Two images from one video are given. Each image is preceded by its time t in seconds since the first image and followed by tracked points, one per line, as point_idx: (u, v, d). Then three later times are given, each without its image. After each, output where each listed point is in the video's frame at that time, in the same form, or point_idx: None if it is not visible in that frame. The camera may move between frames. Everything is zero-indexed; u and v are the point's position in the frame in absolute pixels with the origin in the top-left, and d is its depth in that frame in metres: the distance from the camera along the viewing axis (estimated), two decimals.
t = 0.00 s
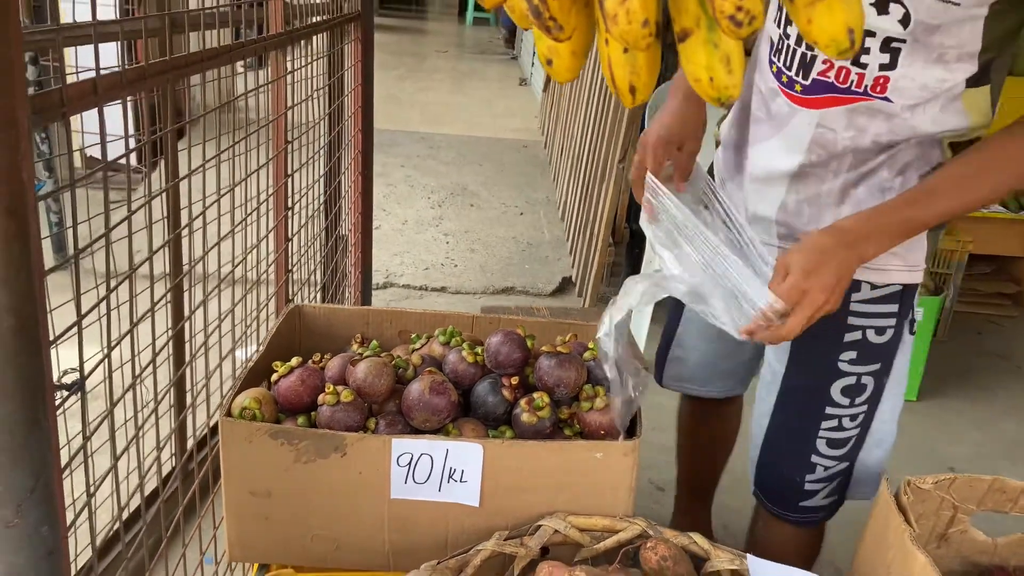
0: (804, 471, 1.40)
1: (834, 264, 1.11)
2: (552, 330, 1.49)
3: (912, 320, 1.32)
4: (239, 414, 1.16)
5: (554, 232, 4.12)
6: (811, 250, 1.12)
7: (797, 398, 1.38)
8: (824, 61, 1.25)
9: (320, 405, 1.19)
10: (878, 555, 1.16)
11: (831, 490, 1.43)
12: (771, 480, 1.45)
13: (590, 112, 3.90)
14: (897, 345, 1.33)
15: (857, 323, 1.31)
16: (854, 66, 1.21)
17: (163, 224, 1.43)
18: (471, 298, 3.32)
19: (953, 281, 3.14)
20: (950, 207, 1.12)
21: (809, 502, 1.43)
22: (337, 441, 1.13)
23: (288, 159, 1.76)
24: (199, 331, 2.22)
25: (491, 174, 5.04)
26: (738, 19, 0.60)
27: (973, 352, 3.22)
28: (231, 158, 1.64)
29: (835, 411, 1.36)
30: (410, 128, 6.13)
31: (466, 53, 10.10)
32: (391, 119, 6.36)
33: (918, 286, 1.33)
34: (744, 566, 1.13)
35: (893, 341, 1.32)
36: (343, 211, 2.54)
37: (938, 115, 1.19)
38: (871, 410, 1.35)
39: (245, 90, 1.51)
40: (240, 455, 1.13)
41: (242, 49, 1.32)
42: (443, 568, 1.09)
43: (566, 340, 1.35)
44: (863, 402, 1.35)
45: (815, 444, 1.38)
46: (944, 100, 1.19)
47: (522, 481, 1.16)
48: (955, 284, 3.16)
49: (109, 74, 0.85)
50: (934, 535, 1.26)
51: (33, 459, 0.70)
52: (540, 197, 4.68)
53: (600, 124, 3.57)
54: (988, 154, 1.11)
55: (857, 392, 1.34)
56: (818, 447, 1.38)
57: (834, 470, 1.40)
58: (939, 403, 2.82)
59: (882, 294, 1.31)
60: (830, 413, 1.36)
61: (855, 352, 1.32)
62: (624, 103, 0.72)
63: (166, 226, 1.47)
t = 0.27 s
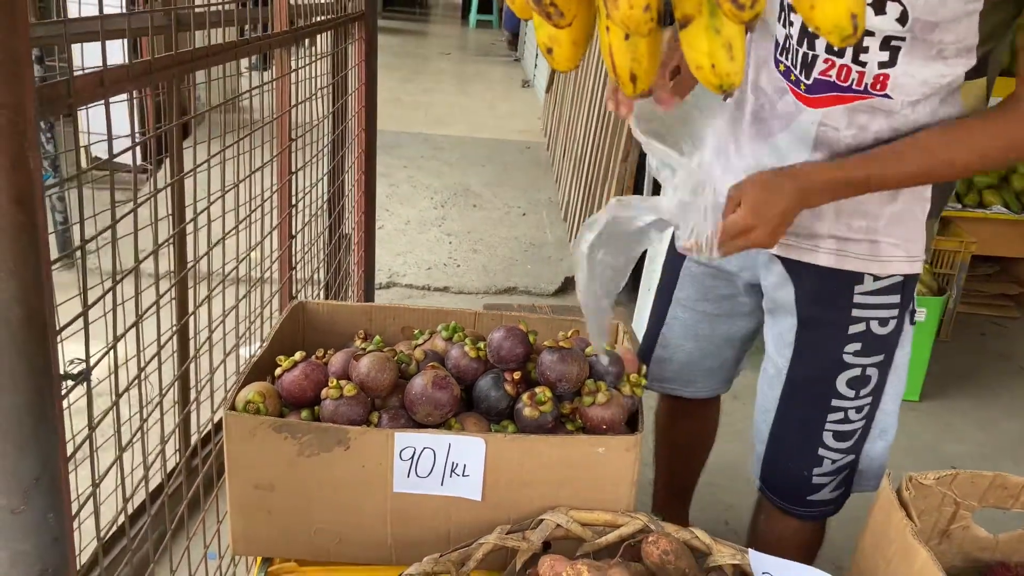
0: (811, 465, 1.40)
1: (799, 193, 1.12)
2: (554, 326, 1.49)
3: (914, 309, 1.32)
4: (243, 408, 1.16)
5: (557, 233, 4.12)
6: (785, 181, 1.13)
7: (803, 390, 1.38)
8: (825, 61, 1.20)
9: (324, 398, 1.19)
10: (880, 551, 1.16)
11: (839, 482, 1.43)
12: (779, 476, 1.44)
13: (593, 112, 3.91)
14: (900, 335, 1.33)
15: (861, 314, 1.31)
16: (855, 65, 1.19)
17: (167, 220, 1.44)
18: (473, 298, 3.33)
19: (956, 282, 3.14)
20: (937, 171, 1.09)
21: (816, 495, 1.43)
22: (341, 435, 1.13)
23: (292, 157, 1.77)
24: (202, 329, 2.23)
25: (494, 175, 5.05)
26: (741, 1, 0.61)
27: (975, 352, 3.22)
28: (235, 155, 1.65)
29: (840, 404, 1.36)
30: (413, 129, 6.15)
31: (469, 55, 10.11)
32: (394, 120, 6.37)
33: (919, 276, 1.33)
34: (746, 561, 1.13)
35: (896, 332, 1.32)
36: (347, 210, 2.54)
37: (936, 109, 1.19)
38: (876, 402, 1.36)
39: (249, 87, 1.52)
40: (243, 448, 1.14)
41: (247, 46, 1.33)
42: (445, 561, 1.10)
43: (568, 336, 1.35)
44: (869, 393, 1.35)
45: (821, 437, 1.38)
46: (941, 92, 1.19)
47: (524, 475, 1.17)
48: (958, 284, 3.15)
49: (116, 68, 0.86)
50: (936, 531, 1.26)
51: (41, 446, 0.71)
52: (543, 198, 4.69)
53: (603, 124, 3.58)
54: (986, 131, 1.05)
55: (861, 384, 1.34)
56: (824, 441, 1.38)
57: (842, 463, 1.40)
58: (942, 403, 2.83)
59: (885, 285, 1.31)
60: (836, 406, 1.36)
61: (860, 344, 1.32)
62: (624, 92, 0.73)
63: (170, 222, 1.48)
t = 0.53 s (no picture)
0: (801, 467, 1.41)
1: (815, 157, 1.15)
2: (558, 333, 1.49)
3: (904, 311, 1.33)
4: (246, 415, 1.17)
5: (559, 236, 4.12)
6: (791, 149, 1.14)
7: (792, 392, 1.39)
8: (812, 73, 1.24)
9: (327, 405, 1.19)
10: (883, 560, 1.16)
11: (829, 486, 1.43)
12: (769, 479, 1.44)
13: (596, 116, 3.91)
14: (889, 338, 1.34)
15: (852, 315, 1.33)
16: (842, 71, 1.22)
17: (171, 226, 1.44)
18: (476, 302, 3.33)
19: (959, 287, 3.14)
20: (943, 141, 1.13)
21: (806, 498, 1.43)
22: (344, 442, 1.13)
23: (295, 162, 1.77)
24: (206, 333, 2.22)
25: (497, 179, 5.05)
26: (748, 21, 0.61)
27: (978, 357, 3.22)
28: (238, 161, 1.65)
29: (830, 405, 1.37)
30: (415, 132, 6.15)
31: (473, 57, 10.12)
32: (397, 123, 6.37)
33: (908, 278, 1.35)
34: (749, 569, 1.13)
35: (885, 333, 1.34)
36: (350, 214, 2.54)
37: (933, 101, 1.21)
38: (866, 404, 1.37)
39: (254, 92, 1.52)
40: (246, 455, 1.14)
41: (252, 52, 1.33)
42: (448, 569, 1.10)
43: (571, 343, 1.35)
44: (859, 394, 1.36)
45: (811, 438, 1.39)
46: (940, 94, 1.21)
47: (527, 483, 1.16)
48: (961, 289, 3.15)
49: (121, 77, 0.86)
50: (939, 540, 1.26)
51: (46, 455, 0.71)
52: (546, 201, 4.69)
53: (606, 128, 3.58)
54: (991, 93, 1.10)
55: (851, 385, 1.35)
56: (814, 442, 1.40)
57: (831, 466, 1.41)
58: (945, 408, 2.82)
59: (873, 286, 1.33)
60: (826, 407, 1.37)
61: (849, 344, 1.34)
62: (630, 106, 0.73)
63: (174, 228, 1.48)
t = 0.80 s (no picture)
0: (782, 457, 1.42)
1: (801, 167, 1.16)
2: (558, 339, 1.50)
3: (872, 298, 1.37)
4: (246, 421, 1.17)
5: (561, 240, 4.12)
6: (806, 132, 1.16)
7: (769, 381, 1.40)
8: (761, 69, 1.33)
9: (327, 412, 1.19)
10: (882, 568, 1.16)
11: (809, 476, 1.45)
12: (751, 472, 1.45)
13: (598, 119, 3.91)
14: (860, 325, 1.37)
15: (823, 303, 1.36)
16: (789, 62, 1.31)
17: (173, 232, 1.44)
18: (477, 305, 3.33)
19: (960, 292, 3.14)
20: (979, 105, 1.08)
21: (787, 488, 1.44)
22: (344, 448, 1.14)
23: (296, 167, 1.77)
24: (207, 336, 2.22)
25: (499, 181, 5.05)
26: (746, 44, 0.61)
27: (979, 362, 3.21)
28: (240, 165, 1.65)
29: (806, 393, 1.39)
30: (418, 134, 6.15)
31: (475, 59, 10.12)
32: (399, 126, 6.38)
33: (874, 267, 1.39)
34: None
35: (856, 320, 1.36)
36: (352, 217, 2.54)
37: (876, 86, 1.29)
38: (841, 391, 1.39)
39: (256, 98, 1.52)
40: (246, 461, 1.14)
41: (254, 59, 1.33)
42: None
43: (572, 350, 1.35)
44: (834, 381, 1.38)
45: (790, 427, 1.41)
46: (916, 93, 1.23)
47: (526, 490, 1.17)
48: (962, 294, 3.14)
49: (124, 87, 0.87)
50: (938, 548, 1.26)
51: (47, 466, 0.71)
52: (548, 204, 4.69)
53: (608, 132, 3.58)
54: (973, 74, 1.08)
55: (825, 371, 1.38)
56: (793, 432, 1.41)
57: (810, 454, 1.43)
58: (946, 413, 2.82)
59: (841, 275, 1.36)
60: (803, 395, 1.39)
61: (822, 332, 1.36)
62: (629, 124, 0.73)
63: (175, 234, 1.48)
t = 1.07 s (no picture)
0: (781, 442, 1.43)
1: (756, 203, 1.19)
2: (558, 343, 1.49)
3: (859, 282, 1.38)
4: (245, 423, 1.17)
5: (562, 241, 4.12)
6: (730, 200, 1.20)
7: (764, 368, 1.41)
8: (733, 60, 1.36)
9: (325, 414, 1.19)
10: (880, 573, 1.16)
11: (804, 457, 1.47)
12: (752, 459, 1.46)
13: (599, 121, 3.90)
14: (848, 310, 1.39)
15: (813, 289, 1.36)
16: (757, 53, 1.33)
17: (174, 233, 1.44)
18: (478, 306, 3.33)
19: (961, 295, 3.13)
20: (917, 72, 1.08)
21: (786, 472, 1.46)
22: (343, 451, 1.13)
23: (297, 168, 1.77)
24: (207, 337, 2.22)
25: (500, 183, 5.04)
26: (743, 52, 0.61)
27: (981, 366, 3.21)
28: (242, 166, 1.65)
29: (802, 378, 1.39)
30: (420, 135, 6.15)
31: (477, 60, 10.12)
32: (401, 127, 6.37)
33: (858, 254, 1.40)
34: None
35: (844, 305, 1.38)
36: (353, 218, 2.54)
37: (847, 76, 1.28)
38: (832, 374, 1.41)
39: (258, 99, 1.51)
40: (244, 463, 1.14)
41: (255, 61, 1.33)
42: None
43: (571, 353, 1.35)
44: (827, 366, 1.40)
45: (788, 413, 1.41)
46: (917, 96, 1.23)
47: (525, 493, 1.16)
48: (963, 297, 3.14)
49: (123, 88, 0.86)
50: (937, 553, 1.26)
51: (44, 469, 0.71)
52: (549, 206, 4.68)
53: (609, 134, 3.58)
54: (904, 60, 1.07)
55: (819, 357, 1.39)
56: (791, 417, 1.41)
57: (806, 437, 1.44)
58: (946, 417, 2.82)
59: (829, 263, 1.36)
60: (799, 381, 1.39)
61: (813, 319, 1.37)
62: (630, 128, 0.73)
63: (176, 235, 1.48)
